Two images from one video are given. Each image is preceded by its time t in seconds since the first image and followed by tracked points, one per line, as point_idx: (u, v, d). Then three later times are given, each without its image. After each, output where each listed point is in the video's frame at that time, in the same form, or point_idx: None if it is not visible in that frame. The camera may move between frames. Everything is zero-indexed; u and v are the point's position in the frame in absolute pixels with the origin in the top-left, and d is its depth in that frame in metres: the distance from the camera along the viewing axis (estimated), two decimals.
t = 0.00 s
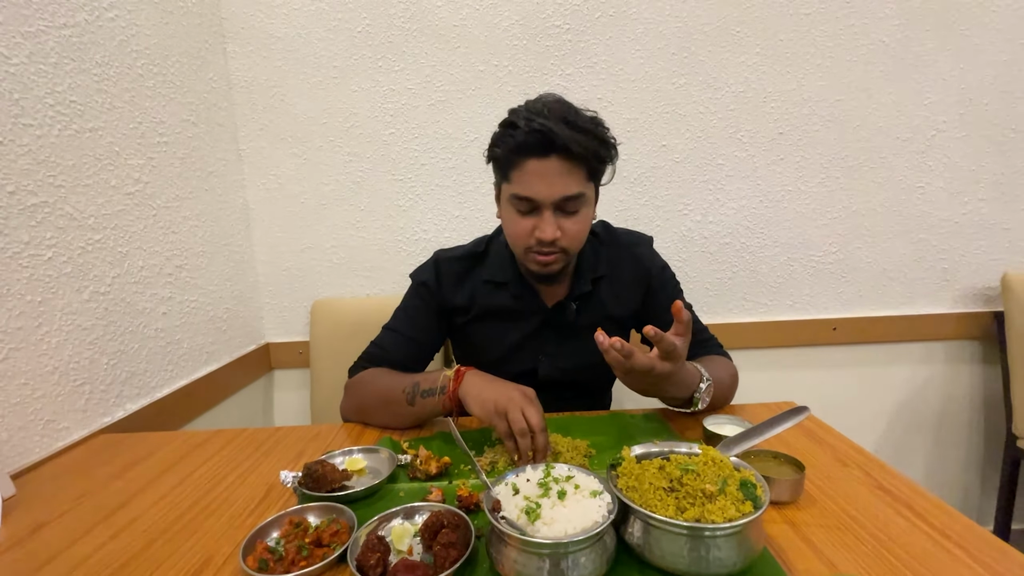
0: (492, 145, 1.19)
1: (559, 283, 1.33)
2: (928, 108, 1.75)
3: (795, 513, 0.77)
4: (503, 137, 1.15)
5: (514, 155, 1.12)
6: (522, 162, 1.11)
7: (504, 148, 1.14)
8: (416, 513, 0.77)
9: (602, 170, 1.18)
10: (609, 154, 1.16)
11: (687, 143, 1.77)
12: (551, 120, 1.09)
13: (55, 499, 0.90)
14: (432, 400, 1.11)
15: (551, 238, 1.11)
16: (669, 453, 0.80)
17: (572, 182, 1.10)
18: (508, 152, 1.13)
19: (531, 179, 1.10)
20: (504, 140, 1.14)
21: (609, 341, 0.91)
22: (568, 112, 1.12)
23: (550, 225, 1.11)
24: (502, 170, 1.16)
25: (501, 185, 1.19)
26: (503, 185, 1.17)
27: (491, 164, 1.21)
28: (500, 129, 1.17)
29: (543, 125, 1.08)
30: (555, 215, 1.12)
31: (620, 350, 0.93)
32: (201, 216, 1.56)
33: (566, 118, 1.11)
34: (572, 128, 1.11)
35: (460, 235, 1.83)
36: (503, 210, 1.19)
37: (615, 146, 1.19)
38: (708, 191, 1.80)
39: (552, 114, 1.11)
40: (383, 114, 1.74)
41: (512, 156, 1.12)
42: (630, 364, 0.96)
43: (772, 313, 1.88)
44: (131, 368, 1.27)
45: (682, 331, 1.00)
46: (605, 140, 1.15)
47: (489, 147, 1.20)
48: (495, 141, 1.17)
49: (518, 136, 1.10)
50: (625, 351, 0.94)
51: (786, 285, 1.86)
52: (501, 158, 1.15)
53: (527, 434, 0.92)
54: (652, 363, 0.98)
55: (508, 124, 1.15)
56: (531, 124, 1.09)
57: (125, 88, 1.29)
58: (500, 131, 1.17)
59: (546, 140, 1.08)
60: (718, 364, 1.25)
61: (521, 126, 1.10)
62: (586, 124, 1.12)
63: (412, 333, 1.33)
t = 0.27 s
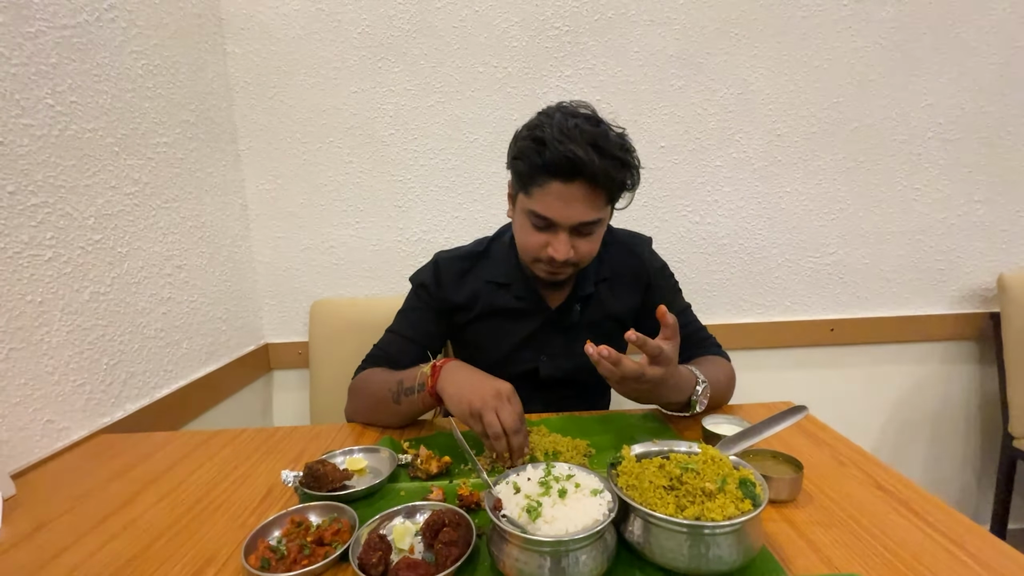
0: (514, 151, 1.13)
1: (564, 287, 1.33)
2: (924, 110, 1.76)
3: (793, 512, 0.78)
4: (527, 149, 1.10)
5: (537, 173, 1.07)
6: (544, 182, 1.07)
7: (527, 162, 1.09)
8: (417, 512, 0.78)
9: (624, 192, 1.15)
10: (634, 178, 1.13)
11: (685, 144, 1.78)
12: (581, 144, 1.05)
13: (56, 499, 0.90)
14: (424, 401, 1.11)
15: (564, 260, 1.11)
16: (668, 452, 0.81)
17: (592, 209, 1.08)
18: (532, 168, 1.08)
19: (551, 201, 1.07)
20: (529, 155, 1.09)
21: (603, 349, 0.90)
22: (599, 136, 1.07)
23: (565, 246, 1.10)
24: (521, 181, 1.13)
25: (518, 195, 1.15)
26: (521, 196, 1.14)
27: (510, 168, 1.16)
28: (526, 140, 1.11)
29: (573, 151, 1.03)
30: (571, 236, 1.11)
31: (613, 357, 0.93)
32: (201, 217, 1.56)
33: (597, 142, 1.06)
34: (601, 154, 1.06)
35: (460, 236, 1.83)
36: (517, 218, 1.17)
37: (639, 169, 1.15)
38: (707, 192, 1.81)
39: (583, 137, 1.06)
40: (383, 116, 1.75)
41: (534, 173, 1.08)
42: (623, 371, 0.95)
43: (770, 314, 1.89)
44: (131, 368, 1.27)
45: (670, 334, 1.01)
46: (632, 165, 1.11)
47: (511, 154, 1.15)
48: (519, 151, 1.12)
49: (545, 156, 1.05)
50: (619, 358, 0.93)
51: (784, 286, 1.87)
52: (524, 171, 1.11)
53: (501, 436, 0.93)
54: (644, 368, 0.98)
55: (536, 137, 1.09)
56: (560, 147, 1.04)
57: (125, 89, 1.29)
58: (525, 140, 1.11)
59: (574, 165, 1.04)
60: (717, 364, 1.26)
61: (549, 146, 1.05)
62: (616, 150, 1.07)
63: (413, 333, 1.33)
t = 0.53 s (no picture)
0: (525, 159, 1.13)
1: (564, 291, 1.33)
2: (921, 113, 1.77)
3: (790, 512, 0.78)
4: (538, 158, 1.09)
5: (547, 183, 1.07)
6: (554, 192, 1.07)
7: (538, 171, 1.09)
8: (416, 512, 0.78)
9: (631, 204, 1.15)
10: (642, 191, 1.14)
11: (683, 146, 1.79)
12: (594, 157, 1.04)
13: (57, 499, 0.90)
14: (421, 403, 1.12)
15: (569, 270, 1.12)
16: (666, 453, 0.81)
17: (601, 220, 1.08)
18: (542, 178, 1.08)
19: (560, 212, 1.07)
20: (540, 164, 1.08)
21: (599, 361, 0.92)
22: (612, 149, 1.06)
23: (570, 257, 1.11)
24: (530, 190, 1.12)
25: (526, 203, 1.15)
26: (529, 204, 1.14)
27: (519, 176, 1.16)
28: (537, 149, 1.10)
29: (585, 163, 1.03)
30: (577, 246, 1.11)
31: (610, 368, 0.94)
32: (200, 217, 1.56)
33: (609, 155, 1.06)
34: (613, 167, 1.06)
35: (458, 237, 1.84)
36: (523, 226, 1.17)
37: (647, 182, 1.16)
38: (705, 193, 1.82)
39: (596, 149, 1.05)
40: (382, 117, 1.75)
41: (544, 183, 1.08)
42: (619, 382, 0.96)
43: (768, 315, 1.89)
44: (129, 369, 1.27)
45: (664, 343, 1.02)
46: (641, 178, 1.11)
47: (521, 161, 1.15)
48: (530, 159, 1.11)
49: (556, 167, 1.05)
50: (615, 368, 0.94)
51: (782, 287, 1.88)
52: (533, 180, 1.10)
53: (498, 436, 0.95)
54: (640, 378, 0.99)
55: (547, 147, 1.09)
56: (573, 159, 1.03)
57: (124, 90, 1.29)
58: (536, 149, 1.10)
59: (585, 178, 1.04)
60: (714, 365, 1.27)
61: (562, 157, 1.05)
62: (627, 163, 1.07)
63: (413, 336, 1.34)
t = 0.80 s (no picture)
0: (524, 163, 1.12)
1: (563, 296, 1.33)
2: (917, 114, 1.78)
3: (784, 514, 0.78)
4: (538, 162, 1.09)
5: (547, 187, 1.07)
6: (553, 196, 1.07)
7: (537, 175, 1.09)
8: (411, 515, 0.78)
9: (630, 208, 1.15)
10: (641, 195, 1.14)
11: (680, 147, 1.79)
12: (594, 160, 1.04)
13: (52, 502, 0.90)
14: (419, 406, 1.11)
15: (568, 275, 1.11)
16: (661, 455, 0.81)
17: (600, 225, 1.08)
18: (542, 182, 1.08)
19: (560, 216, 1.07)
20: (539, 168, 1.08)
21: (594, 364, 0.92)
22: (611, 152, 1.06)
23: (570, 262, 1.11)
24: (529, 194, 1.12)
25: (524, 207, 1.15)
26: (528, 208, 1.14)
27: (518, 180, 1.16)
28: (536, 152, 1.10)
29: (586, 167, 1.02)
30: (576, 251, 1.11)
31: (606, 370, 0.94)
32: (197, 218, 1.56)
33: (608, 158, 1.06)
34: (612, 170, 1.06)
35: (455, 238, 1.84)
36: (522, 231, 1.17)
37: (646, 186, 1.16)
38: (702, 194, 1.82)
39: (595, 152, 1.05)
40: (379, 117, 1.75)
41: (544, 187, 1.08)
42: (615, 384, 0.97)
43: (764, 316, 1.90)
44: (125, 370, 1.27)
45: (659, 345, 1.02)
46: (641, 182, 1.12)
47: (519, 165, 1.15)
48: (528, 162, 1.11)
49: (555, 170, 1.05)
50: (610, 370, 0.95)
51: (778, 288, 1.88)
52: (532, 184, 1.10)
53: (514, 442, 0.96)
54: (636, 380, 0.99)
55: (546, 150, 1.08)
56: (572, 162, 1.03)
57: (120, 91, 1.29)
58: (535, 152, 1.10)
59: (585, 182, 1.03)
60: (710, 366, 1.27)
61: (561, 160, 1.05)
62: (627, 166, 1.07)
63: (411, 339, 1.33)
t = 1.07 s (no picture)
0: (507, 153, 1.17)
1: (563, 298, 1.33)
2: (916, 114, 1.78)
3: (783, 514, 0.79)
4: (520, 145, 1.14)
5: (532, 163, 1.10)
6: (539, 172, 1.09)
7: (521, 156, 1.12)
8: (411, 515, 0.78)
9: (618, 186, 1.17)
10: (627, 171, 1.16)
11: (679, 147, 1.79)
12: (574, 131, 1.09)
13: (50, 502, 0.90)
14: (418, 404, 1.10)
15: (564, 253, 1.09)
16: (661, 455, 0.82)
17: (589, 196, 1.09)
18: (526, 160, 1.11)
19: (547, 190, 1.08)
20: (522, 148, 1.12)
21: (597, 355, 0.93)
22: (590, 125, 1.11)
23: (564, 238, 1.09)
24: (516, 179, 1.15)
25: (513, 197, 1.17)
26: (517, 194, 1.15)
27: (504, 172, 1.20)
28: (518, 138, 1.16)
29: (566, 136, 1.07)
30: (569, 229, 1.10)
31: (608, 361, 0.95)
32: (195, 217, 1.56)
33: (587, 131, 1.10)
34: (593, 142, 1.10)
35: (454, 237, 1.84)
36: (513, 221, 1.17)
37: (631, 165, 1.19)
38: (701, 194, 1.82)
39: (574, 125, 1.10)
40: (378, 117, 1.75)
41: (529, 165, 1.11)
42: (618, 377, 0.97)
43: (763, 316, 1.90)
44: (124, 370, 1.26)
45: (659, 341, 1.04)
46: (624, 156, 1.15)
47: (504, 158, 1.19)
48: (511, 149, 1.16)
49: (537, 145, 1.09)
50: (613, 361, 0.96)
51: (777, 288, 1.89)
52: (517, 168, 1.13)
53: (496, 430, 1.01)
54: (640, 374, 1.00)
55: (528, 133, 1.14)
56: (553, 133, 1.08)
57: (119, 90, 1.29)
58: (517, 139, 1.15)
59: (567, 151, 1.07)
60: (709, 365, 1.27)
61: (541, 135, 1.09)
62: (607, 139, 1.12)
63: (410, 340, 1.33)
